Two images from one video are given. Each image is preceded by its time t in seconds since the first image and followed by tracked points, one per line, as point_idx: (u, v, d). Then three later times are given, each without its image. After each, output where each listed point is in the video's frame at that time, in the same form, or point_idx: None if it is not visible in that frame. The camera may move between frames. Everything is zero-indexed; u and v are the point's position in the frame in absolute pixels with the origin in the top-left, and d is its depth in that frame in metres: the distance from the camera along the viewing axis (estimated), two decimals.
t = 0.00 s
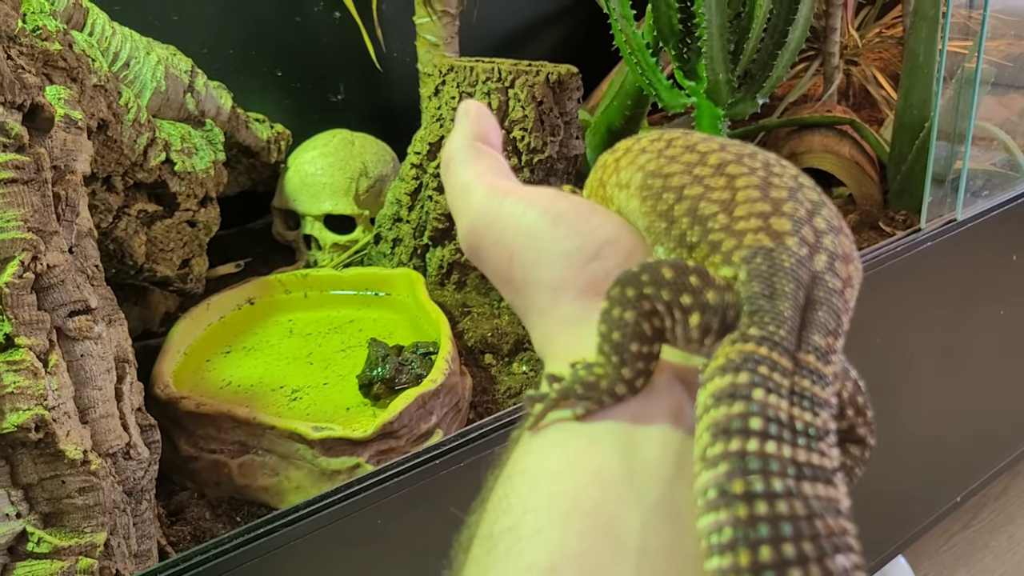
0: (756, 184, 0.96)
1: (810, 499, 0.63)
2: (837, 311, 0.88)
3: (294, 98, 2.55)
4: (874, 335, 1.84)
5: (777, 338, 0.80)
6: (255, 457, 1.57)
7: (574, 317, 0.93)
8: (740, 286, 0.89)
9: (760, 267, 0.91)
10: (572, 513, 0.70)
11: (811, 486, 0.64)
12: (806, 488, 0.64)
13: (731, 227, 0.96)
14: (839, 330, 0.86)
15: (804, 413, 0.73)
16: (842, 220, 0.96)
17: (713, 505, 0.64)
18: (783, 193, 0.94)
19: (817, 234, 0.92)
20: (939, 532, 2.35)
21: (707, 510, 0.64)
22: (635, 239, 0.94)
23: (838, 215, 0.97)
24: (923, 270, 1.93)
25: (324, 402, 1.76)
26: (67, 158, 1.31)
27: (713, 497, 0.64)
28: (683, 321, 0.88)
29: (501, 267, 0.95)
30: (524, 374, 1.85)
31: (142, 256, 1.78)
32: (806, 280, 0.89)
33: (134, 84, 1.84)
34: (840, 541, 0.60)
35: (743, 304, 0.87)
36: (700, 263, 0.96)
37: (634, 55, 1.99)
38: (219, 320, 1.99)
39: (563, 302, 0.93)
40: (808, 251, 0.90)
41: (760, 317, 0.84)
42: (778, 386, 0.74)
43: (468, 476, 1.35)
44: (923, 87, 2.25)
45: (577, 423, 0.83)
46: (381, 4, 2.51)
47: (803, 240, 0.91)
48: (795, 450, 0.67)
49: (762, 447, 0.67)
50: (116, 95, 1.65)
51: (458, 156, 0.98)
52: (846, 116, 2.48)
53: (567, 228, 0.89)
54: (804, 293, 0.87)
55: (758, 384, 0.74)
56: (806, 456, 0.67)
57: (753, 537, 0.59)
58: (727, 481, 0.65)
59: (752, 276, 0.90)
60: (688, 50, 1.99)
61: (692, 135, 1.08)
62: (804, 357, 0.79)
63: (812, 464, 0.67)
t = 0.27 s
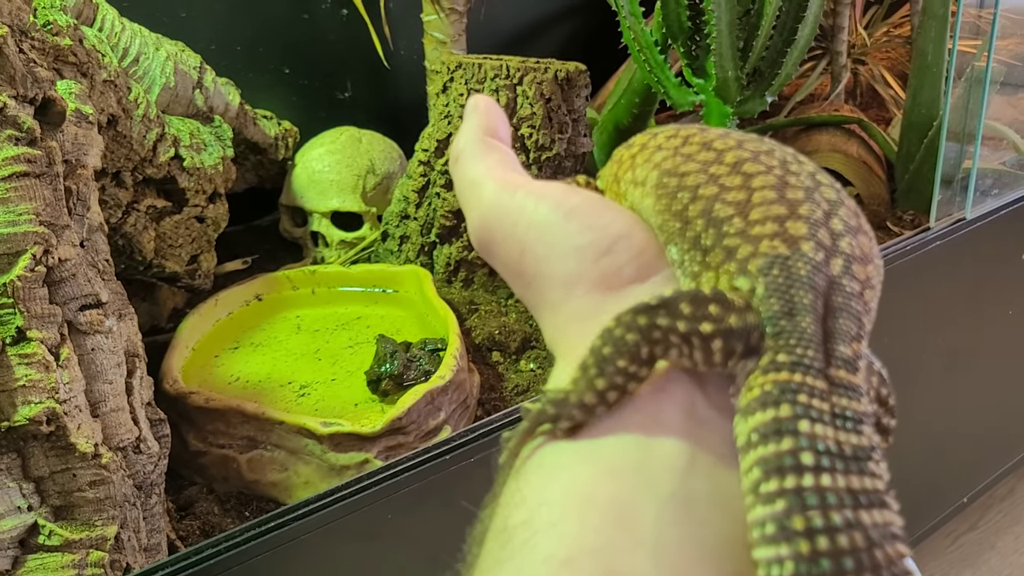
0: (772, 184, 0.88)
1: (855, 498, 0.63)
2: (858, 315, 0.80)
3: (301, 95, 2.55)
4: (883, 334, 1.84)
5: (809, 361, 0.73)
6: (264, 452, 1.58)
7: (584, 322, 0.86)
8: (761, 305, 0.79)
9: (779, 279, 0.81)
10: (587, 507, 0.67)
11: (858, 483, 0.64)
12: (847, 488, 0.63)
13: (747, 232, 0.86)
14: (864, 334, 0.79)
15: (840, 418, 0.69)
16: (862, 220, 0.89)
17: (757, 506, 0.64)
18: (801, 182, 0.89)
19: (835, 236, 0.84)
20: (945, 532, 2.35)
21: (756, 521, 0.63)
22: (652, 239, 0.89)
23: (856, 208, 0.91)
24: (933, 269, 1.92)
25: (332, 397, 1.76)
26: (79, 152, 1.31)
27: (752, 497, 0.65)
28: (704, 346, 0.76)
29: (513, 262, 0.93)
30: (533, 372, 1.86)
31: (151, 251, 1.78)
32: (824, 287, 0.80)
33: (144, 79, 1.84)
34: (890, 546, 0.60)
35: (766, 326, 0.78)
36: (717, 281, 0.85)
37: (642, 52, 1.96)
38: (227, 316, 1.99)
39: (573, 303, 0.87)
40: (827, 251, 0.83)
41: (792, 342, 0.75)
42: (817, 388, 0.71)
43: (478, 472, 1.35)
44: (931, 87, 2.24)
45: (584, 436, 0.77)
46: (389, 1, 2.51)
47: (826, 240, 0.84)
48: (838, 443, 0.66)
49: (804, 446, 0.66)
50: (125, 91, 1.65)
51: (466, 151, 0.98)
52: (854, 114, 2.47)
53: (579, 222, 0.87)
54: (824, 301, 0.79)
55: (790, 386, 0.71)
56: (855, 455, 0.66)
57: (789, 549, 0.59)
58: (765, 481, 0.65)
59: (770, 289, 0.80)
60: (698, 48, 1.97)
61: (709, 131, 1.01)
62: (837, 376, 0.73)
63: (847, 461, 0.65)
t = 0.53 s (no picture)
0: (767, 183, 0.96)
1: (846, 493, 0.66)
2: (853, 314, 0.88)
3: (305, 99, 2.56)
4: (885, 338, 1.84)
5: (804, 359, 0.79)
6: (268, 457, 1.57)
7: (581, 321, 0.90)
8: (758, 300, 0.88)
9: (775, 277, 0.89)
10: (582, 507, 0.69)
11: (850, 480, 0.68)
12: (837, 484, 0.67)
13: (744, 229, 0.95)
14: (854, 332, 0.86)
15: (832, 416, 0.74)
16: (855, 220, 0.96)
17: (747, 502, 0.67)
18: (796, 191, 0.94)
19: (830, 235, 0.92)
20: (949, 537, 2.33)
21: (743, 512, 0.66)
22: (645, 237, 0.94)
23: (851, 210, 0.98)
24: (932, 275, 1.92)
25: (335, 402, 1.76)
26: (84, 157, 1.32)
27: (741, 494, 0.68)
28: (703, 338, 0.85)
29: (509, 263, 0.94)
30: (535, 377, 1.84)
31: (155, 256, 1.78)
32: (821, 285, 0.88)
33: (149, 84, 1.85)
34: (878, 545, 0.63)
35: (763, 321, 0.86)
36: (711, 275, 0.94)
37: (646, 57, 1.96)
38: (230, 320, 1.99)
39: (568, 303, 0.90)
40: (822, 254, 0.90)
41: (785, 336, 0.83)
42: (813, 385, 0.76)
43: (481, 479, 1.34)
44: (935, 93, 2.23)
45: (581, 431, 0.82)
46: (392, 5, 2.51)
47: (816, 243, 0.91)
48: (832, 441, 0.71)
49: (796, 442, 0.70)
50: (130, 95, 1.65)
51: (462, 150, 0.98)
52: (858, 118, 2.45)
53: (574, 222, 0.90)
54: (820, 300, 0.86)
55: (785, 384, 0.76)
56: (848, 454, 0.70)
57: (778, 545, 0.62)
58: (757, 476, 0.68)
59: (768, 286, 0.89)
60: (702, 53, 1.98)
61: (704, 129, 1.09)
62: (833, 374, 0.79)
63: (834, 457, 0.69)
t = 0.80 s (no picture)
0: (772, 176, 0.93)
1: (853, 487, 0.68)
2: (859, 308, 0.86)
3: (313, 102, 2.58)
4: (891, 341, 1.84)
5: (812, 353, 0.79)
6: (276, 458, 1.59)
7: (584, 315, 0.86)
8: (764, 293, 0.87)
9: (781, 270, 0.88)
10: (587, 499, 0.68)
11: (857, 474, 0.69)
12: (844, 477, 0.68)
13: (749, 221, 0.92)
14: (860, 326, 0.85)
15: (840, 410, 0.75)
16: (860, 214, 0.94)
17: (754, 494, 0.68)
18: (800, 185, 0.92)
19: (835, 228, 0.90)
20: (953, 540, 2.34)
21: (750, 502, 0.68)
22: (650, 231, 0.90)
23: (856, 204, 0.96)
24: (936, 279, 1.93)
25: (343, 402, 1.77)
26: (96, 160, 1.33)
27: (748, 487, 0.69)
28: (710, 331, 0.85)
29: (512, 256, 0.88)
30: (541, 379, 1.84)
31: (164, 257, 1.80)
32: (827, 279, 0.87)
33: (159, 88, 1.87)
34: (884, 540, 0.65)
35: (769, 315, 0.85)
36: (716, 269, 0.92)
37: (652, 61, 1.97)
38: (239, 321, 2.02)
39: (572, 298, 0.85)
40: (829, 247, 0.88)
41: (792, 331, 0.83)
42: (820, 378, 0.77)
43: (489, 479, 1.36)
44: (939, 96, 2.23)
45: (592, 423, 0.80)
46: (400, 9, 2.53)
47: (823, 236, 0.89)
48: (839, 434, 0.72)
49: (805, 435, 0.72)
50: (141, 99, 1.67)
51: (463, 142, 0.92)
52: (862, 122, 2.46)
53: (578, 215, 0.85)
54: (826, 294, 0.86)
55: (793, 377, 0.77)
56: (855, 448, 0.71)
57: (785, 538, 0.64)
58: (764, 470, 0.70)
59: (774, 279, 0.87)
60: (707, 57, 1.99)
61: (706, 123, 1.07)
62: (840, 367, 0.79)
63: (840, 451, 0.70)
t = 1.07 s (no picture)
0: (770, 181, 0.93)
1: (856, 500, 0.67)
2: (858, 317, 0.86)
3: (313, 104, 2.58)
4: (892, 344, 1.82)
5: (812, 363, 0.79)
6: (274, 462, 1.58)
7: (582, 324, 0.83)
8: (764, 301, 0.86)
9: (781, 278, 0.87)
10: (581, 507, 0.66)
11: (860, 487, 0.69)
12: (846, 490, 0.68)
13: (747, 228, 0.91)
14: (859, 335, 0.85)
15: (841, 421, 0.74)
16: (859, 221, 0.93)
17: (756, 508, 0.66)
18: (799, 191, 0.90)
19: (834, 236, 0.89)
20: (952, 543, 2.32)
21: (750, 516, 0.65)
22: (649, 237, 0.86)
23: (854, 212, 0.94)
24: (934, 282, 1.92)
25: (342, 406, 1.76)
26: (92, 163, 1.33)
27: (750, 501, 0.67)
28: (709, 340, 0.83)
29: (509, 263, 0.86)
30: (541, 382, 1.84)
31: (162, 260, 1.79)
32: (826, 287, 0.86)
33: (157, 90, 1.87)
34: (887, 553, 0.64)
35: (769, 323, 0.85)
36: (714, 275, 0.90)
37: (653, 64, 1.98)
38: (238, 324, 2.00)
39: (569, 305, 0.83)
40: (827, 254, 0.87)
41: (793, 339, 0.83)
42: (821, 390, 0.76)
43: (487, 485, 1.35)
44: (941, 99, 2.23)
45: (591, 435, 0.75)
46: (399, 12, 2.53)
47: (822, 244, 0.88)
48: (840, 447, 0.71)
49: (807, 450, 0.71)
50: (139, 101, 1.66)
51: (461, 148, 0.91)
52: (863, 125, 2.45)
53: (575, 222, 0.83)
54: (826, 302, 0.85)
55: (794, 390, 0.76)
56: (857, 460, 0.71)
57: (788, 552, 0.63)
58: (766, 484, 0.68)
59: (774, 287, 0.86)
60: (707, 60, 1.97)
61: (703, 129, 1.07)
62: (840, 377, 0.79)
63: (841, 464, 0.70)
